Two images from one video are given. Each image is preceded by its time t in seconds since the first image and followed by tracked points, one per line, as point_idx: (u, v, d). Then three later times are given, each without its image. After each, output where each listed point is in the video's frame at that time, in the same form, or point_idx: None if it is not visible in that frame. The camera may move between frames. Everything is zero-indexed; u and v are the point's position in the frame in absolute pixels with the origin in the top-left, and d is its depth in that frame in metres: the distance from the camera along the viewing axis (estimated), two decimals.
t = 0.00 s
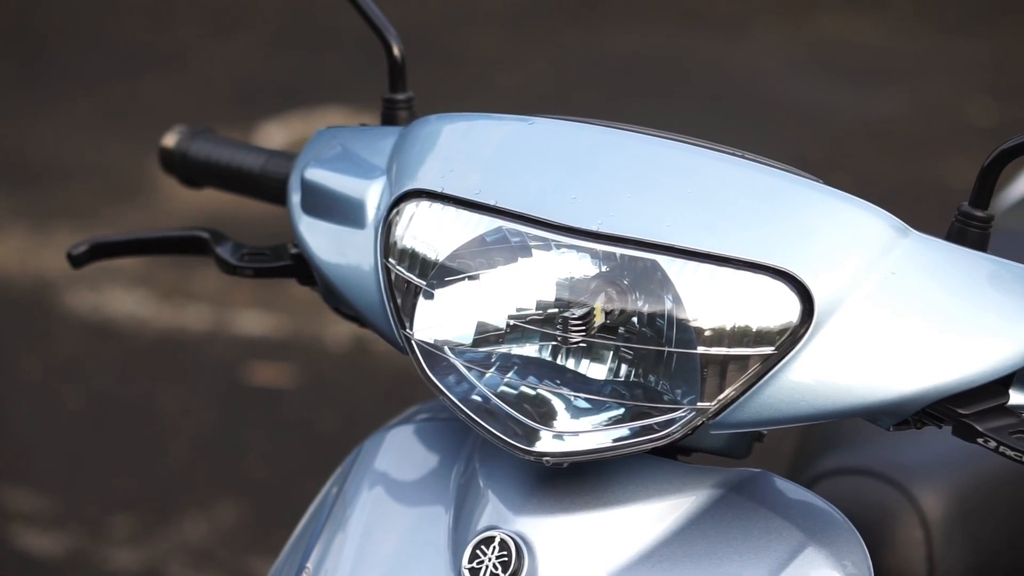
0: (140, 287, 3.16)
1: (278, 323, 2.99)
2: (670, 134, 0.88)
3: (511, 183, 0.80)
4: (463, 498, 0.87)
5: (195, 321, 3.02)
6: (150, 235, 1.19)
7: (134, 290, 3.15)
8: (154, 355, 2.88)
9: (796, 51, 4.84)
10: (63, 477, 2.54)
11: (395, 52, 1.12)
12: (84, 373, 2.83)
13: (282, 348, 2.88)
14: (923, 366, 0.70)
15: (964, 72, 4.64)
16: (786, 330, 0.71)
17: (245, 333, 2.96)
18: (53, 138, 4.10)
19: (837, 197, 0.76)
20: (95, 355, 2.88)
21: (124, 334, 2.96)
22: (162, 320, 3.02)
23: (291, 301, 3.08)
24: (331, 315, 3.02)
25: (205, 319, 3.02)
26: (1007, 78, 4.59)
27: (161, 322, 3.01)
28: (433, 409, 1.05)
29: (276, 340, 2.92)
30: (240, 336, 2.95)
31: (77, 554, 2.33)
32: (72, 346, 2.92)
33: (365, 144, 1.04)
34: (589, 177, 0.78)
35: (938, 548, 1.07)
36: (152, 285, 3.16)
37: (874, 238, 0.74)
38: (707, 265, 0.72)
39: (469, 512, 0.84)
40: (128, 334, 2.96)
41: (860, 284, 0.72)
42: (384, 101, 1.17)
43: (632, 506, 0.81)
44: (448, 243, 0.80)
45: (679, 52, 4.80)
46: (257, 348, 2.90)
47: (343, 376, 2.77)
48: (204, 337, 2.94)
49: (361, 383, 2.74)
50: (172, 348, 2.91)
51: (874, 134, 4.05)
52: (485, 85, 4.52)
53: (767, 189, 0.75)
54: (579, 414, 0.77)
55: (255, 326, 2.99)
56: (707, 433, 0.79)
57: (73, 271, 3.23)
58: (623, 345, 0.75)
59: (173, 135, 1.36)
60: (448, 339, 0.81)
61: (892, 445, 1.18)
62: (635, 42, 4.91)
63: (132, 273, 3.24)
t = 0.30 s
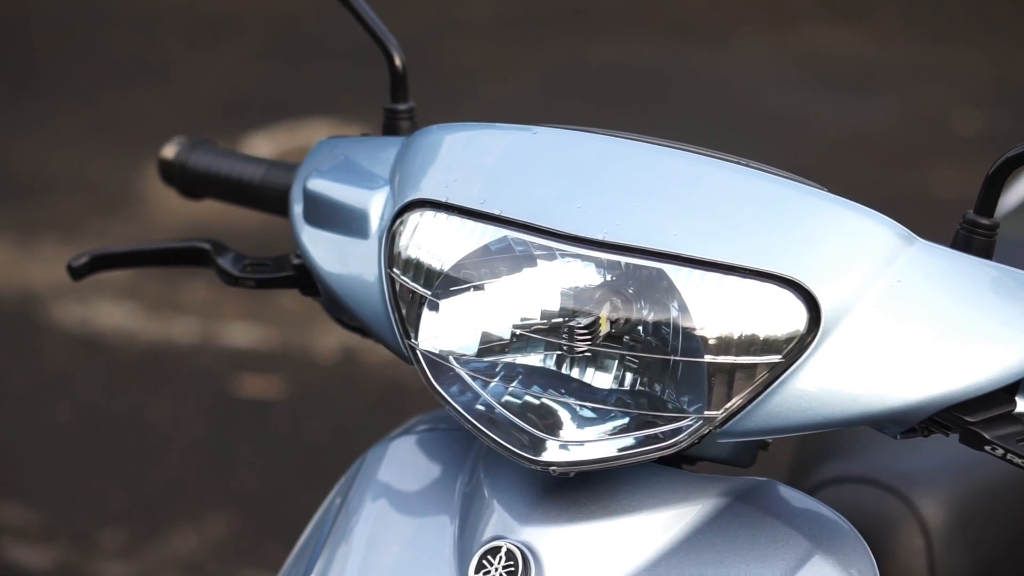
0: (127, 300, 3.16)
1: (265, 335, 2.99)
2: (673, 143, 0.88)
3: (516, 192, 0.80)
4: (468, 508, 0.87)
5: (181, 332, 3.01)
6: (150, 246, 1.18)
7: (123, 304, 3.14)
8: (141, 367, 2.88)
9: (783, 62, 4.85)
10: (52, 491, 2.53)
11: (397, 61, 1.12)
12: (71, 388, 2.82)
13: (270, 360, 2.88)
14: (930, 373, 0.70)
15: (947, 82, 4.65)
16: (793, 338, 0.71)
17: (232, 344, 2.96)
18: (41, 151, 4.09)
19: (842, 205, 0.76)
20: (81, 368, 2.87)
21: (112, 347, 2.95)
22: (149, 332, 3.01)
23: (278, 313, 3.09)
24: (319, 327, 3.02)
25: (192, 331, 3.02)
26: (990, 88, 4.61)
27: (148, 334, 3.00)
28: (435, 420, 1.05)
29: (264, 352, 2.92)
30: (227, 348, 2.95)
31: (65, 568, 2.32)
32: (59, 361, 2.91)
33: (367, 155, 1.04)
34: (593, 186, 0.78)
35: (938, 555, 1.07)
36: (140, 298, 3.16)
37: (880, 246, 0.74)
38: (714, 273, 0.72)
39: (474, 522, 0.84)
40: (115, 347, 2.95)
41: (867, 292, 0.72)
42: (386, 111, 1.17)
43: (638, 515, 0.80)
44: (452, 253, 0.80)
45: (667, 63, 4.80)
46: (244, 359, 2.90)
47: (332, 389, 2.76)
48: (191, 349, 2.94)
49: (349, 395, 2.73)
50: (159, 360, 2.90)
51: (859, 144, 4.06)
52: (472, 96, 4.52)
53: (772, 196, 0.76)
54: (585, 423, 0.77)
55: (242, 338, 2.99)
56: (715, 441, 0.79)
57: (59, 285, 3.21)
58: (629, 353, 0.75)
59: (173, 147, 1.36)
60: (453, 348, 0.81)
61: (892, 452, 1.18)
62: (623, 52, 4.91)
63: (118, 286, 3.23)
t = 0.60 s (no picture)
0: (103, 306, 3.11)
1: (243, 342, 2.97)
2: (669, 146, 0.88)
3: (515, 195, 0.79)
4: (466, 512, 0.86)
5: (158, 339, 2.97)
6: (144, 252, 1.18)
7: (97, 310, 3.09)
8: (115, 372, 2.84)
9: (760, 66, 4.85)
10: (27, 499, 2.51)
11: (393, 66, 1.12)
12: (45, 394, 2.79)
13: (248, 367, 2.86)
14: (931, 375, 0.70)
15: (920, 87, 4.66)
16: (795, 340, 0.71)
17: (209, 352, 2.92)
18: (13, 153, 4.03)
19: (841, 207, 0.76)
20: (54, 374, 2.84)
21: (87, 355, 2.90)
22: (124, 339, 2.97)
23: (255, 318, 3.06)
24: (296, 332, 2.99)
25: (169, 338, 2.98)
26: (963, 93, 4.62)
27: (124, 342, 2.96)
28: (431, 425, 1.05)
29: (240, 358, 2.90)
30: (204, 355, 2.91)
31: None
32: (32, 368, 2.86)
33: (362, 159, 1.03)
34: (592, 190, 0.78)
35: (932, 557, 1.07)
36: (115, 304, 3.12)
37: (881, 248, 0.74)
38: (715, 276, 0.72)
39: (472, 527, 0.84)
40: (89, 354, 2.91)
41: (868, 294, 0.72)
42: (381, 115, 1.16)
43: (638, 518, 0.80)
44: (451, 258, 0.80)
45: (645, 65, 4.79)
46: (222, 367, 2.87)
47: (310, 396, 2.74)
48: (168, 356, 2.89)
49: (328, 401, 2.72)
50: (137, 369, 2.85)
51: (833, 149, 4.06)
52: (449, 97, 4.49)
53: (771, 199, 0.75)
54: (585, 429, 0.76)
55: (220, 344, 2.96)
56: (716, 444, 0.79)
57: (31, 290, 3.16)
58: (628, 357, 0.74)
59: (164, 152, 1.34)
60: (452, 352, 0.81)
61: (886, 453, 1.18)
62: (601, 54, 4.90)
63: (92, 292, 3.17)
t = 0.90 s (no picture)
0: (75, 307, 3.09)
1: (215, 341, 2.96)
2: (660, 142, 0.87)
3: (506, 192, 0.79)
4: (457, 511, 0.86)
5: (130, 339, 2.95)
6: (129, 249, 1.16)
7: (69, 311, 3.07)
8: (88, 373, 2.81)
9: (729, 65, 4.86)
10: None
11: (380, 63, 1.11)
12: (17, 395, 2.74)
13: (220, 367, 2.86)
14: (925, 370, 0.70)
15: (885, 86, 4.69)
16: (789, 337, 0.71)
17: (183, 351, 2.92)
18: None
19: (833, 203, 0.76)
20: (26, 375, 2.81)
21: (58, 355, 2.88)
22: (97, 338, 2.95)
23: (229, 318, 3.05)
24: (269, 332, 2.99)
25: (142, 338, 2.96)
26: (929, 91, 4.64)
27: (96, 342, 2.93)
28: (421, 423, 1.04)
29: (213, 358, 2.90)
30: (177, 355, 2.90)
31: None
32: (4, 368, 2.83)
33: (351, 156, 1.03)
34: (584, 186, 0.78)
35: (920, 554, 1.08)
36: (87, 304, 3.09)
37: (874, 243, 0.74)
38: (709, 271, 0.71)
39: (464, 525, 0.83)
40: (61, 353, 2.89)
41: (862, 289, 0.72)
42: (369, 112, 1.16)
43: (631, 515, 0.80)
44: (443, 256, 0.79)
45: (619, 64, 4.79)
46: (195, 366, 2.86)
47: (285, 396, 2.74)
48: (140, 357, 2.87)
49: (302, 401, 2.71)
50: (108, 368, 2.83)
51: (803, 147, 4.07)
52: (420, 94, 4.47)
53: (764, 195, 0.75)
54: (578, 425, 0.76)
55: (192, 344, 2.95)
56: (709, 441, 0.78)
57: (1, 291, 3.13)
58: (621, 354, 0.74)
59: (149, 150, 1.33)
60: (444, 350, 0.80)
61: (871, 446, 1.17)
62: (571, 54, 4.89)
63: (63, 293, 3.15)
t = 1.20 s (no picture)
0: (51, 310, 3.06)
1: (192, 344, 2.95)
2: (656, 141, 0.87)
3: (503, 191, 0.78)
4: (454, 512, 0.86)
5: (106, 343, 2.93)
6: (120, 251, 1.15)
7: (44, 314, 3.05)
8: (65, 377, 2.79)
9: (705, 65, 4.86)
10: None
11: (372, 62, 1.10)
12: None
13: (198, 370, 2.84)
14: (925, 368, 0.70)
15: (862, 84, 4.71)
16: (789, 335, 0.70)
17: (160, 354, 2.90)
18: None
19: (832, 201, 0.75)
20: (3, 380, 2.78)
21: (33, 358, 2.87)
22: (73, 341, 2.93)
23: (207, 322, 3.04)
24: (246, 334, 2.99)
25: (118, 341, 2.94)
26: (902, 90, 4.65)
27: (72, 346, 2.91)
28: (416, 425, 1.03)
29: (189, 361, 2.88)
30: (155, 357, 2.88)
31: None
32: None
33: (344, 156, 1.02)
34: (581, 185, 0.77)
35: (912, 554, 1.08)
36: (63, 308, 3.07)
37: (872, 240, 0.74)
38: (708, 270, 0.71)
39: (461, 526, 0.83)
40: (37, 357, 2.87)
41: (862, 286, 0.72)
42: (361, 112, 1.15)
43: (630, 515, 0.80)
44: (440, 256, 0.79)
45: (598, 64, 4.79)
46: (173, 369, 2.85)
47: (266, 398, 2.73)
48: (119, 360, 2.86)
49: (283, 404, 2.70)
50: (83, 371, 2.81)
51: (779, 146, 4.07)
52: (396, 93, 4.45)
53: (763, 193, 0.75)
54: (576, 425, 0.76)
55: (169, 347, 2.94)
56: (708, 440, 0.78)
57: None
58: (619, 354, 0.74)
59: (138, 151, 1.32)
60: (441, 350, 0.80)
61: (861, 444, 1.17)
62: (546, 56, 4.88)
63: (38, 296, 3.12)
